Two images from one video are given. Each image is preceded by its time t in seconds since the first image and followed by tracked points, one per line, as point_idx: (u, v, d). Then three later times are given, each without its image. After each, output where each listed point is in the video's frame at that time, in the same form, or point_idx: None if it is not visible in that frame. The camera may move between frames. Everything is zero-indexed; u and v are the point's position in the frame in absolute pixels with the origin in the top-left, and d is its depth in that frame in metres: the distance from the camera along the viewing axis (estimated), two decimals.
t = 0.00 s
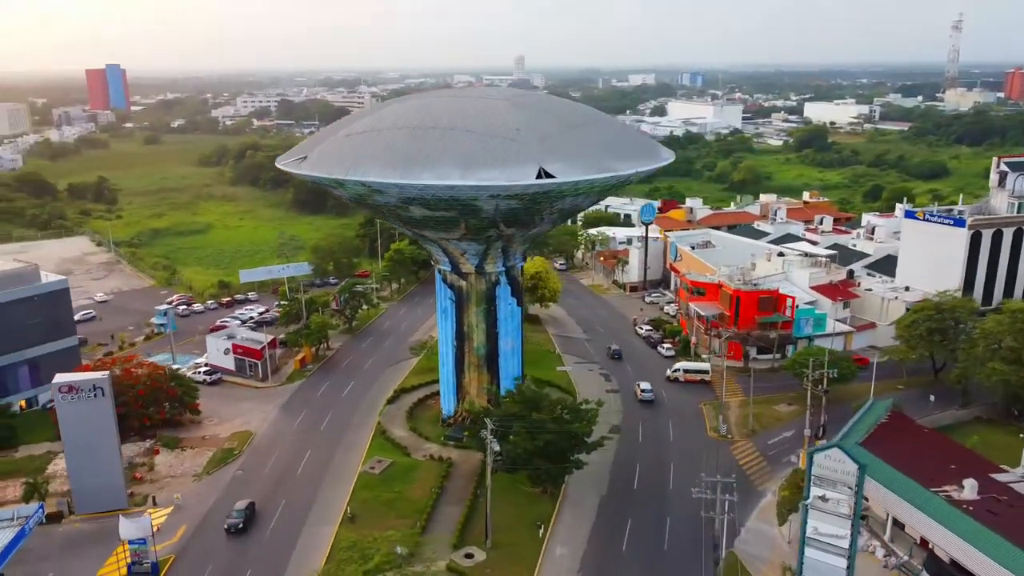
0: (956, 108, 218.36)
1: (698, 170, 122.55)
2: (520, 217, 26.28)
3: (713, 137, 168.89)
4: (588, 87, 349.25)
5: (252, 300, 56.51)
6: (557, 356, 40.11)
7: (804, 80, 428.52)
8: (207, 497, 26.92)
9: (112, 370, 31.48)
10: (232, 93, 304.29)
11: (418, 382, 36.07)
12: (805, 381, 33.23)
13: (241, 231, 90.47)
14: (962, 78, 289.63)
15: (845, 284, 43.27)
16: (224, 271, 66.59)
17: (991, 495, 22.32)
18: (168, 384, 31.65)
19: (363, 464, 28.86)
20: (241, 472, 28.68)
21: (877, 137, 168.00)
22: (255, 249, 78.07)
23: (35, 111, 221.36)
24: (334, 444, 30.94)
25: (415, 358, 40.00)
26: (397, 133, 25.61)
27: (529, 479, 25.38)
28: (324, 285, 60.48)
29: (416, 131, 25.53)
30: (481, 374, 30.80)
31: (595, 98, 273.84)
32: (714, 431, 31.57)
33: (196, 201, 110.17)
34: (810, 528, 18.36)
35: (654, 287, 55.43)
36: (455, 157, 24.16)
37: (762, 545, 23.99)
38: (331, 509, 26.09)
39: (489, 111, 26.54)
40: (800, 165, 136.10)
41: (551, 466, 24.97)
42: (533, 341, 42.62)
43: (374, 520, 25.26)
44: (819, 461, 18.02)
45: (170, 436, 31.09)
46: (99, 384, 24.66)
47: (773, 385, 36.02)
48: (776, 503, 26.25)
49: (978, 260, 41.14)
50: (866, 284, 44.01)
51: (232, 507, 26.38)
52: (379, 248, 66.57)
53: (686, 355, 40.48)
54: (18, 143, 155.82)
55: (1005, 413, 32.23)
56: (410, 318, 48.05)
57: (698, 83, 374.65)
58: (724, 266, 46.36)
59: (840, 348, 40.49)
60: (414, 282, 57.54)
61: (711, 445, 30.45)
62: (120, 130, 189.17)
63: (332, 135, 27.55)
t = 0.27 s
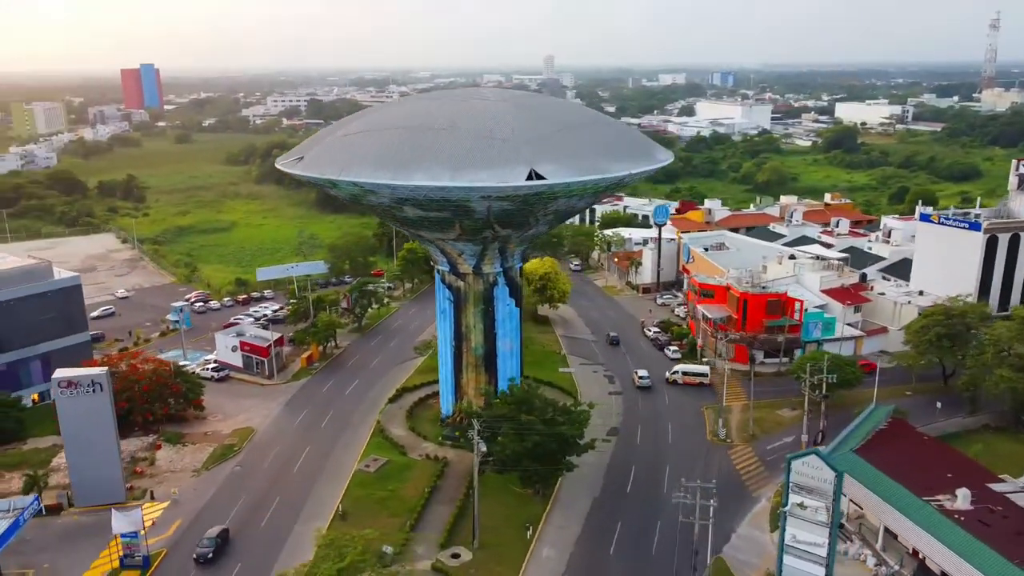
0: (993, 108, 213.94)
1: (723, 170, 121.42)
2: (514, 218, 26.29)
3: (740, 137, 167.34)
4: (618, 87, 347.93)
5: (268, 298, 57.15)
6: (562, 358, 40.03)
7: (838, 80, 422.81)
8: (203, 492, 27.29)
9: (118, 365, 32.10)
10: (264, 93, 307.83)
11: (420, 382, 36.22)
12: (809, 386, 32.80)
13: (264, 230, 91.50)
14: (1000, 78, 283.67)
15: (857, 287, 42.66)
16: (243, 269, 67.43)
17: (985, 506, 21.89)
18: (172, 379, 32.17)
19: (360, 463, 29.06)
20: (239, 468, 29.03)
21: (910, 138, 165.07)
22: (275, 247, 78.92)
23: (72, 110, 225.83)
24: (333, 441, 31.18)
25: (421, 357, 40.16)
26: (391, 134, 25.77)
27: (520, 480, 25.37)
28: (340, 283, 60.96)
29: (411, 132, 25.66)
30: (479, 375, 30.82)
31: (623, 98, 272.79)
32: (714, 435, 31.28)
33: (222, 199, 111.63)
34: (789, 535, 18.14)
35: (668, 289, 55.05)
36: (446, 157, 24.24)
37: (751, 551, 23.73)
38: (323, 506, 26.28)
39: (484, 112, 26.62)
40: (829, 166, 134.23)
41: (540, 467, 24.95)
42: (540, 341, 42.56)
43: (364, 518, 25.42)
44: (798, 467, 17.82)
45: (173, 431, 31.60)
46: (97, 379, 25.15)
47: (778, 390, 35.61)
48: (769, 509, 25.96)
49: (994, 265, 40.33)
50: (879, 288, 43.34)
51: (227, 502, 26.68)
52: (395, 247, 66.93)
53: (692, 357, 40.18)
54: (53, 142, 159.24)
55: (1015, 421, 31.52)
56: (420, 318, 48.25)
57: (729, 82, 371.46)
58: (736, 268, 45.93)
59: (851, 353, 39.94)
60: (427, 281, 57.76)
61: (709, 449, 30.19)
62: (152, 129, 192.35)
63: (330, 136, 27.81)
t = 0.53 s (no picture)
0: None
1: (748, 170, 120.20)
2: (507, 219, 26.33)
3: (768, 137, 165.57)
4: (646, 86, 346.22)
5: (282, 295, 57.73)
6: (567, 358, 39.93)
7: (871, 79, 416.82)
8: (200, 488, 27.70)
9: (125, 361, 32.69)
10: (294, 91, 310.66)
11: (422, 381, 36.39)
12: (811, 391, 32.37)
13: (285, 227, 92.42)
14: None
15: (868, 291, 42.04)
16: (261, 266, 68.13)
17: (977, 516, 21.51)
18: (177, 375, 32.67)
19: (356, 461, 29.29)
20: (237, 464, 29.41)
21: (942, 138, 162.00)
22: (295, 244, 79.68)
23: (106, 109, 229.78)
24: (331, 438, 31.47)
25: (425, 356, 40.34)
26: (385, 135, 25.96)
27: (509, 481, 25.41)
28: (355, 281, 61.38)
29: (404, 134, 25.82)
30: (476, 375, 30.88)
31: (650, 96, 271.33)
32: (713, 439, 31.03)
33: (247, 197, 113.00)
34: (766, 542, 17.96)
35: (680, 290, 54.67)
36: (436, 158, 24.35)
37: (739, 556, 23.52)
38: (316, 503, 26.51)
39: (478, 113, 26.70)
40: (857, 166, 132.26)
41: (529, 469, 24.96)
42: (546, 342, 42.51)
43: (355, 515, 25.61)
44: (774, 473, 17.64)
45: (177, 426, 32.09)
46: (95, 374, 25.62)
47: (782, 394, 35.22)
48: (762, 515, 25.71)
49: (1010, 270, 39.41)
50: (891, 292, 42.71)
51: (222, 498, 27.05)
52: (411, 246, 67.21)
53: (698, 360, 39.89)
54: (86, 140, 162.33)
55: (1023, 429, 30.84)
56: (429, 317, 48.43)
57: (760, 81, 367.97)
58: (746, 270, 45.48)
59: (860, 357, 39.45)
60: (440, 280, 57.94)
61: (706, 453, 29.97)
62: (183, 126, 195.06)
63: (327, 137, 28.08)
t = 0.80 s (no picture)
0: None
1: (772, 171, 118.96)
2: (501, 220, 26.36)
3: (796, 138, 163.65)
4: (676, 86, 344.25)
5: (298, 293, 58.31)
6: (572, 359, 39.85)
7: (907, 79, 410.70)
8: (199, 483, 28.12)
9: (131, 357, 33.31)
10: (323, 91, 313.59)
11: (425, 381, 36.55)
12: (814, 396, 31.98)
13: (307, 226, 93.30)
14: None
15: (880, 295, 41.39)
16: (279, 264, 68.86)
17: (968, 526, 21.14)
18: (181, 371, 33.21)
19: (352, 459, 29.52)
20: (236, 460, 29.80)
21: (975, 139, 158.88)
22: (314, 242, 80.42)
23: (139, 108, 233.81)
24: (330, 436, 31.77)
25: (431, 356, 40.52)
26: (379, 136, 26.16)
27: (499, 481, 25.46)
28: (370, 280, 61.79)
29: (398, 135, 25.98)
30: (474, 375, 30.96)
31: (679, 96, 269.81)
32: (712, 444, 30.77)
33: (272, 195, 114.30)
34: (742, 549, 17.78)
35: (694, 292, 54.26)
36: (428, 160, 24.47)
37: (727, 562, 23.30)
38: (309, 500, 26.78)
39: (472, 114, 26.76)
40: (884, 168, 130.32)
41: (519, 470, 24.97)
42: (553, 343, 42.46)
43: (346, 513, 25.81)
44: (750, 479, 17.45)
45: (180, 422, 32.58)
46: (95, 370, 26.12)
47: (786, 399, 34.81)
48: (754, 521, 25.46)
49: None
50: (904, 296, 42.04)
51: (219, 494, 27.43)
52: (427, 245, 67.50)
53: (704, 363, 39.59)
54: (119, 139, 165.30)
55: None
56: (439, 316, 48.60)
57: (792, 81, 364.20)
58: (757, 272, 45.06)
59: (869, 363, 38.78)
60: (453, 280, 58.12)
61: (703, 457, 29.76)
62: (214, 126, 197.84)
63: (327, 137, 28.37)
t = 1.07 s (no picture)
0: None
1: (797, 172, 117.47)
2: (496, 221, 26.41)
3: (823, 139, 161.60)
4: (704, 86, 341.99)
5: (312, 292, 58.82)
6: (577, 361, 39.73)
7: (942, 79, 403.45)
8: (198, 479, 28.51)
9: (138, 353, 33.89)
10: (351, 91, 315.94)
11: (427, 381, 36.70)
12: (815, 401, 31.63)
13: (327, 225, 93.99)
14: None
15: (891, 299, 40.74)
16: (296, 264, 69.48)
17: (958, 537, 20.78)
18: (186, 368, 33.71)
19: (349, 457, 29.75)
20: (236, 457, 30.17)
21: (1008, 141, 155.73)
22: (333, 242, 81.09)
23: (170, 108, 237.36)
24: (329, 434, 32.03)
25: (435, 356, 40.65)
26: (375, 137, 26.33)
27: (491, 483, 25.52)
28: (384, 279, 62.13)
29: (394, 135, 26.12)
30: (472, 375, 31.06)
31: (706, 97, 267.68)
32: (710, 448, 30.52)
33: (295, 195, 115.42)
34: (718, 555, 17.66)
35: (707, 293, 53.84)
36: (420, 161, 24.60)
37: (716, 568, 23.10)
38: (305, 497, 27.03)
39: (468, 114, 26.81)
40: (913, 170, 128.08)
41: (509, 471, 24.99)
42: (559, 344, 42.41)
43: (338, 511, 26.03)
44: (727, 485, 17.30)
45: (184, 418, 33.06)
46: (96, 367, 26.56)
47: (790, 404, 34.45)
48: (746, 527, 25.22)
49: None
50: (917, 301, 41.38)
51: (217, 489, 27.78)
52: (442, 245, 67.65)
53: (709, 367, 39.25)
54: (148, 138, 167.94)
55: None
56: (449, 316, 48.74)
57: (823, 81, 360.32)
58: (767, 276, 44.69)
59: (878, 367, 38.11)
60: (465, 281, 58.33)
61: (701, 462, 29.56)
62: (242, 125, 200.14)
63: (326, 136, 28.63)
